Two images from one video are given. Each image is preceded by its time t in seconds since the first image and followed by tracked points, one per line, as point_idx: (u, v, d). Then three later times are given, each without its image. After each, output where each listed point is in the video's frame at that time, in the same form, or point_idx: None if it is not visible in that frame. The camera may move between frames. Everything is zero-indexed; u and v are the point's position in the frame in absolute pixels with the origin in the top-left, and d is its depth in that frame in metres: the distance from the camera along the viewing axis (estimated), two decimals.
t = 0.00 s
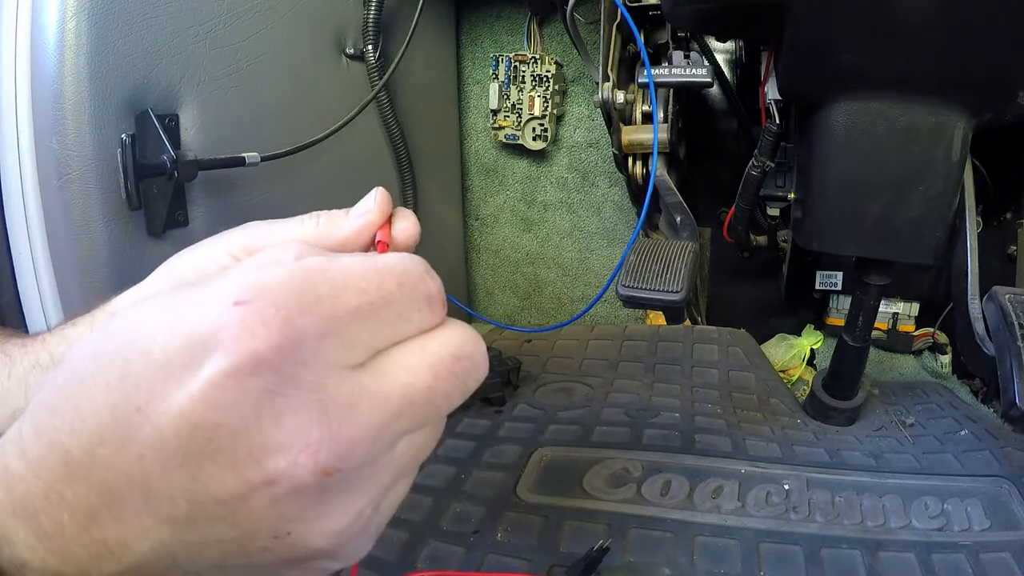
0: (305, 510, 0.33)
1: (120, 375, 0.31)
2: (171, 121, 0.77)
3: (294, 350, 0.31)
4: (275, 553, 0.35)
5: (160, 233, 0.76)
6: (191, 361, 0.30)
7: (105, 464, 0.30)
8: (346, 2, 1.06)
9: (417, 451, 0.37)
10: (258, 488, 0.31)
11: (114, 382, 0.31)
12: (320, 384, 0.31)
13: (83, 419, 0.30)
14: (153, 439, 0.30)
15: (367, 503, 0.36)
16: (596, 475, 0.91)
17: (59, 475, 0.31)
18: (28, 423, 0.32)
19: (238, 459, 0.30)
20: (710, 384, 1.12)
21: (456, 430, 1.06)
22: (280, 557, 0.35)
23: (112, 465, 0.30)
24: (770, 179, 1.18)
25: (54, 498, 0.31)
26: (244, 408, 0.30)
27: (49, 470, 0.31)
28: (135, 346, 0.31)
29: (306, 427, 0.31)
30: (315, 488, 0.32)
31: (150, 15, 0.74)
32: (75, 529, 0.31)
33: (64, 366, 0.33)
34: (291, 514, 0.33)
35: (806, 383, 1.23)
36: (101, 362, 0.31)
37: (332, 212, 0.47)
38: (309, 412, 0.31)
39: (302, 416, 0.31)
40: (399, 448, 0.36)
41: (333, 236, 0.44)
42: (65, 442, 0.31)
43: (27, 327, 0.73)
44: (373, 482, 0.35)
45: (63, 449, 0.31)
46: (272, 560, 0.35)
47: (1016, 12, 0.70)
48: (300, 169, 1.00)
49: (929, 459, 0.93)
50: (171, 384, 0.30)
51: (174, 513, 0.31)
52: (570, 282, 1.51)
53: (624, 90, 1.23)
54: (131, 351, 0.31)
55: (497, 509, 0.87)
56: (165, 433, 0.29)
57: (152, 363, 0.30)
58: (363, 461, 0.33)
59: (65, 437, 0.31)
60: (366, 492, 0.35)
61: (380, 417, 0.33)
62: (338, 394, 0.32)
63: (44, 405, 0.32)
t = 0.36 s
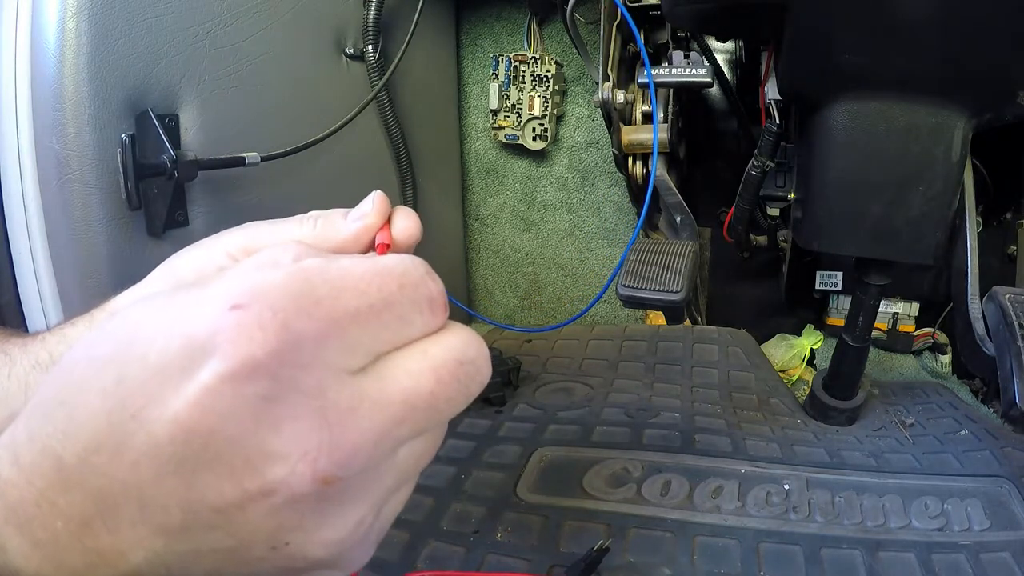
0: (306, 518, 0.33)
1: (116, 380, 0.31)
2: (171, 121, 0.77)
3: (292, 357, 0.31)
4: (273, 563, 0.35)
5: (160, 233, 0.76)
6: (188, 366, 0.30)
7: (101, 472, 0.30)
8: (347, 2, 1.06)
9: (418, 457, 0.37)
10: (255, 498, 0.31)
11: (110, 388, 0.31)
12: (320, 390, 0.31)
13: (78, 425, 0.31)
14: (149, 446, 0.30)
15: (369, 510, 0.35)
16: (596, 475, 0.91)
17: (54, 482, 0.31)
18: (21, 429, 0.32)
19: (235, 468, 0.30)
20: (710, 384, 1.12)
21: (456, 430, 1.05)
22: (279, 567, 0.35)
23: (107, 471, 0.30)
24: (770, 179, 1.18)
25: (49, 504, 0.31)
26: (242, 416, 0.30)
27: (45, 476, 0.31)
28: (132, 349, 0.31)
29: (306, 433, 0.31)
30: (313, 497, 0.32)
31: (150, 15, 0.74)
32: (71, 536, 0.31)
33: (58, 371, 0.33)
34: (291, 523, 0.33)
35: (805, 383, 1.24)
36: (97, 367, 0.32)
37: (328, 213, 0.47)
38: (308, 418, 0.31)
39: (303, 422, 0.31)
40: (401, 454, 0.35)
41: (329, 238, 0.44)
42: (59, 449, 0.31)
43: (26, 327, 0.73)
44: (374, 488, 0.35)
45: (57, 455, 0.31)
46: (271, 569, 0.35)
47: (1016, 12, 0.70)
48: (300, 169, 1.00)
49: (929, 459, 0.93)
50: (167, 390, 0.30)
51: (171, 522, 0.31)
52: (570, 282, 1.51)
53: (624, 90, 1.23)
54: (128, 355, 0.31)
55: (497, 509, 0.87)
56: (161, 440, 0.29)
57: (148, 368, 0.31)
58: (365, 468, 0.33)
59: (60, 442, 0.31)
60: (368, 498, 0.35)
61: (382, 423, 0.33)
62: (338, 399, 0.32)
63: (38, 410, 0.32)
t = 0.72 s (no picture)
0: (307, 524, 0.33)
1: (115, 385, 0.31)
2: (171, 121, 0.77)
3: (294, 362, 0.31)
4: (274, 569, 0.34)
5: (160, 233, 0.76)
6: (187, 371, 0.30)
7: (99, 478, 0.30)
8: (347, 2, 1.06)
9: (419, 460, 0.37)
10: (258, 503, 0.31)
11: (109, 393, 0.31)
12: (320, 394, 0.31)
13: (77, 431, 0.31)
14: (148, 452, 0.30)
15: (369, 515, 0.35)
16: (596, 475, 0.91)
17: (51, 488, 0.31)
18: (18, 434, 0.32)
19: (237, 474, 0.30)
20: (710, 384, 1.12)
21: (456, 430, 1.05)
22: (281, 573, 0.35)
23: (106, 477, 0.30)
24: (770, 179, 1.18)
25: (47, 509, 0.31)
26: (244, 420, 0.30)
27: (43, 481, 0.31)
28: (130, 353, 0.31)
29: (308, 438, 0.31)
30: (315, 502, 0.32)
31: (151, 15, 0.74)
32: (71, 542, 0.31)
33: (55, 375, 0.33)
34: (291, 529, 0.33)
35: (805, 383, 1.24)
36: (94, 372, 0.32)
37: (324, 212, 0.47)
38: (309, 424, 0.31)
39: (304, 427, 0.31)
40: (402, 457, 0.35)
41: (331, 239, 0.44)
42: (57, 454, 0.31)
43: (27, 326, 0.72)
44: (376, 491, 0.35)
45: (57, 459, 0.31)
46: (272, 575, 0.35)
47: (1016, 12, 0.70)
48: (300, 170, 1.00)
49: (929, 459, 0.93)
50: (167, 396, 0.30)
51: (171, 528, 0.31)
52: (570, 282, 1.51)
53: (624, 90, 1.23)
54: (126, 359, 0.31)
55: (498, 509, 0.87)
56: (161, 446, 0.30)
57: (147, 373, 0.31)
58: (365, 473, 0.33)
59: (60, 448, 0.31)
60: (369, 501, 0.35)
61: (381, 427, 0.33)
62: (338, 404, 0.32)
63: (35, 415, 0.32)
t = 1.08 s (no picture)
0: (304, 506, 0.33)
1: (114, 375, 0.31)
2: (171, 121, 0.77)
3: (288, 346, 0.31)
4: (273, 551, 0.34)
5: (160, 233, 0.76)
6: (183, 358, 0.30)
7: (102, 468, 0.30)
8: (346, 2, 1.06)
9: (416, 443, 0.37)
10: (255, 485, 0.31)
11: (108, 383, 0.31)
12: (315, 376, 0.31)
13: (78, 422, 0.31)
14: (150, 439, 0.30)
15: (367, 498, 0.36)
16: (596, 475, 0.91)
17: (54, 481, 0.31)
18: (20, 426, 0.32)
19: (234, 456, 0.30)
20: (710, 384, 1.12)
21: (456, 430, 1.05)
22: (281, 557, 0.35)
23: (108, 466, 0.30)
24: (770, 179, 1.18)
25: (50, 501, 0.31)
26: (239, 403, 0.30)
27: (45, 474, 0.31)
28: (128, 344, 0.31)
29: (303, 419, 0.31)
30: (312, 483, 0.32)
31: (150, 15, 0.74)
32: (72, 534, 0.32)
33: (57, 370, 0.33)
34: (289, 510, 0.33)
35: (805, 383, 1.24)
36: (94, 365, 0.32)
37: (318, 207, 0.46)
38: (304, 405, 0.31)
39: (299, 408, 0.31)
40: (398, 440, 0.36)
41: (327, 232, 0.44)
42: (57, 448, 0.31)
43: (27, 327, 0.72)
44: (373, 473, 0.35)
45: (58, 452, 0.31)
46: (272, 560, 0.35)
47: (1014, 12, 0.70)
48: (300, 170, 1.00)
49: (929, 459, 0.93)
50: (164, 383, 0.30)
51: (172, 514, 0.31)
52: (570, 282, 1.51)
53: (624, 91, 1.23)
54: (125, 350, 0.31)
55: (498, 509, 0.87)
56: (160, 430, 0.30)
57: (144, 363, 0.31)
58: (361, 454, 0.33)
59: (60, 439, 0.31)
60: (366, 483, 0.35)
61: (377, 409, 0.33)
62: (333, 384, 0.32)
63: (36, 410, 0.32)
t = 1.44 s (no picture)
0: (304, 516, 0.33)
1: (107, 382, 0.31)
2: (171, 121, 0.77)
3: (284, 355, 0.30)
4: (274, 563, 0.35)
5: (160, 233, 0.76)
6: (175, 365, 0.30)
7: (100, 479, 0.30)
8: (346, 2, 1.06)
9: (419, 450, 0.37)
10: (253, 496, 0.31)
11: (101, 390, 0.31)
12: (313, 386, 0.31)
13: (73, 428, 0.31)
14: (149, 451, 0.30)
15: (369, 506, 0.36)
16: (596, 475, 0.91)
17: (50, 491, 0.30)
18: (21, 428, 0.33)
19: (233, 468, 0.30)
20: (710, 384, 1.12)
21: (456, 430, 1.06)
22: (282, 567, 0.35)
23: (105, 474, 0.30)
24: (770, 179, 1.18)
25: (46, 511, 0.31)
26: (235, 415, 0.29)
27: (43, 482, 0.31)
28: (121, 351, 0.31)
29: (301, 429, 0.31)
30: (311, 494, 0.32)
31: (151, 15, 0.74)
32: (71, 538, 0.32)
33: (54, 374, 0.33)
34: (289, 520, 0.33)
35: (805, 383, 1.24)
36: (88, 372, 0.32)
37: (314, 217, 0.44)
38: (303, 415, 0.31)
39: (297, 417, 0.31)
40: (400, 447, 0.35)
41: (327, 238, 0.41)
42: (55, 453, 0.31)
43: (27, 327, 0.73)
44: (375, 481, 0.35)
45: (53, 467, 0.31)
46: (273, 570, 0.35)
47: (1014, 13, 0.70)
48: (300, 170, 1.00)
49: (929, 459, 0.93)
50: (156, 391, 0.30)
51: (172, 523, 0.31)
52: (570, 282, 1.51)
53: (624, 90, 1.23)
54: (119, 357, 0.31)
55: (497, 509, 0.87)
56: (154, 439, 0.30)
57: (136, 370, 0.30)
58: (361, 463, 0.33)
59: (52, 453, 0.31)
60: (370, 490, 0.35)
61: (377, 418, 0.32)
62: (332, 394, 0.31)
63: (35, 413, 0.32)
